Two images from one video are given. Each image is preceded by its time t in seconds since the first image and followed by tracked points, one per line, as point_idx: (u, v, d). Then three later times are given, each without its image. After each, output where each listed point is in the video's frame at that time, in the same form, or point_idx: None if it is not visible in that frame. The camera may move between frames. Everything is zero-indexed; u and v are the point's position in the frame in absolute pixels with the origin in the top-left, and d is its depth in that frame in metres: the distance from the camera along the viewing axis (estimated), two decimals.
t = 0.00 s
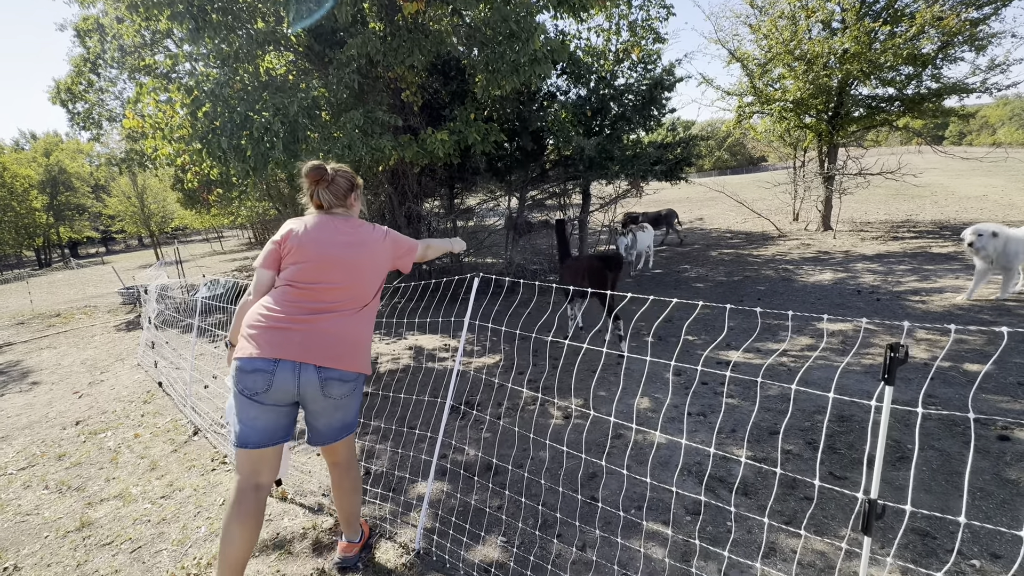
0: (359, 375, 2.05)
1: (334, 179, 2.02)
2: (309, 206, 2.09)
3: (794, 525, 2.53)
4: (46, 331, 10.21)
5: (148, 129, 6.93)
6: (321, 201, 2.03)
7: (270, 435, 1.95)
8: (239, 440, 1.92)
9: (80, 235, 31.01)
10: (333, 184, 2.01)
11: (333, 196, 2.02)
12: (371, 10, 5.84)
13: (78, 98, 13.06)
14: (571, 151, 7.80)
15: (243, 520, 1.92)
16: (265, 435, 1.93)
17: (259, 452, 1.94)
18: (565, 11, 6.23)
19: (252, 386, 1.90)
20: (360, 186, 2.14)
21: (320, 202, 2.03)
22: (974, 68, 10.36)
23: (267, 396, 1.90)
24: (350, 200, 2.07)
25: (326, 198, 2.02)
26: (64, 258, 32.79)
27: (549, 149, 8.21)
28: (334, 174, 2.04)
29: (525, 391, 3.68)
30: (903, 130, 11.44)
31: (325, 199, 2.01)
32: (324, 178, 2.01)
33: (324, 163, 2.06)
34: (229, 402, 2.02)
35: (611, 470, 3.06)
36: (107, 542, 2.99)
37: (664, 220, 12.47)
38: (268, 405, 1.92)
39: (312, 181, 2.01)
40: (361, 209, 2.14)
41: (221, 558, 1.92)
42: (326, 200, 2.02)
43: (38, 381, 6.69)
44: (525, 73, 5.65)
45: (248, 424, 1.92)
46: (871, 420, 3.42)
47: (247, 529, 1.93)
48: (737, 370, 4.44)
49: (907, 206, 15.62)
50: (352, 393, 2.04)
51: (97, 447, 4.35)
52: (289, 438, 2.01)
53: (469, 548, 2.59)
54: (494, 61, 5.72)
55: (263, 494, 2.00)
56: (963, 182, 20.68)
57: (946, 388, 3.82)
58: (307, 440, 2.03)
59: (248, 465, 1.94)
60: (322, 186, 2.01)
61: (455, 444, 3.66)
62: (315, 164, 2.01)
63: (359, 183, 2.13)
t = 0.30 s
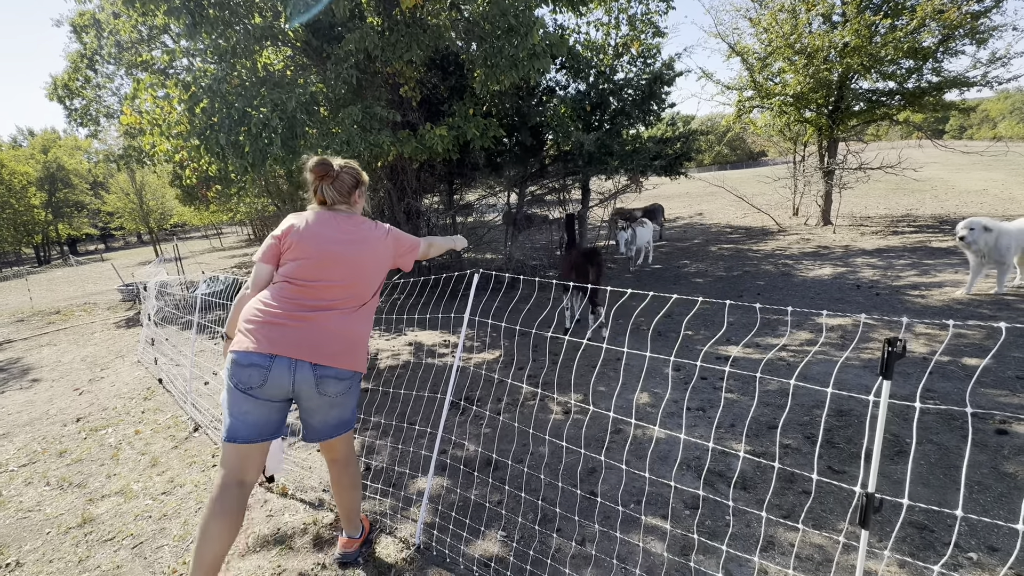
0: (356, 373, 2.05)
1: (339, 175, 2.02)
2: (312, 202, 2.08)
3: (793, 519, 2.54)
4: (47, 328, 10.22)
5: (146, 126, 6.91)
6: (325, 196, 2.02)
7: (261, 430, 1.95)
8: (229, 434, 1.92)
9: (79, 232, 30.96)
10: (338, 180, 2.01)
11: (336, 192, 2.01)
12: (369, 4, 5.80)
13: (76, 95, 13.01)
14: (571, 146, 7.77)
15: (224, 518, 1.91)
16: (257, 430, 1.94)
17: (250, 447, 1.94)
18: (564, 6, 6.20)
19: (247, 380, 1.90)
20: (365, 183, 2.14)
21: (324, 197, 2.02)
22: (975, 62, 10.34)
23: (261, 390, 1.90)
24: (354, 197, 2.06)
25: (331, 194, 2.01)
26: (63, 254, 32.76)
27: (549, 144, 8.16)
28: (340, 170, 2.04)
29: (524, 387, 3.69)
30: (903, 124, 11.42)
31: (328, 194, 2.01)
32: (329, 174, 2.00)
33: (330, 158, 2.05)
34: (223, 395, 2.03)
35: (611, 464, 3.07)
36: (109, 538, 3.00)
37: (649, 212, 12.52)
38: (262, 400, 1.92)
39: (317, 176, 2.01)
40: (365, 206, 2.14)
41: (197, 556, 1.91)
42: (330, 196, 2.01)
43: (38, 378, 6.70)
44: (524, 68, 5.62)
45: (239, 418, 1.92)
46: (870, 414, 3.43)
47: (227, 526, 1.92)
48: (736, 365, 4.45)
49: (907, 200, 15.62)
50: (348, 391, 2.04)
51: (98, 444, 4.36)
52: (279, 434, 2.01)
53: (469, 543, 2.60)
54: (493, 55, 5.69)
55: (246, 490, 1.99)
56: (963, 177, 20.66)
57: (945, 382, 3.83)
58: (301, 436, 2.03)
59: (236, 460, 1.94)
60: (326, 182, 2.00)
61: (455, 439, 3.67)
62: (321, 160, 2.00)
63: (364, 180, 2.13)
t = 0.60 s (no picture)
0: (351, 371, 2.05)
1: (328, 164, 1.97)
2: (299, 192, 2.03)
3: (792, 513, 2.55)
4: (47, 324, 10.23)
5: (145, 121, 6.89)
6: (313, 186, 1.97)
7: (260, 431, 1.96)
8: (230, 435, 1.94)
9: (78, 228, 30.92)
10: (327, 170, 1.96)
11: (324, 182, 1.96)
12: None
13: (74, 90, 12.97)
14: (570, 141, 7.74)
15: (235, 513, 1.95)
16: (255, 432, 1.94)
17: (250, 447, 1.96)
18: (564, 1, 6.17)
19: (241, 384, 1.91)
20: (355, 174, 2.09)
21: (312, 187, 1.97)
22: (977, 55, 10.28)
23: (256, 394, 1.91)
24: (343, 187, 2.01)
25: (319, 184, 1.96)
26: (63, 250, 32.78)
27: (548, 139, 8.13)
28: (329, 158, 1.99)
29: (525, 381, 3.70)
30: (904, 118, 11.38)
31: (316, 184, 1.95)
32: (318, 163, 1.96)
33: (319, 146, 2.00)
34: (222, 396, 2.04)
35: (610, 459, 3.09)
36: (111, 532, 3.02)
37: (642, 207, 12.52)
38: (258, 403, 1.92)
39: (305, 165, 1.96)
40: (354, 197, 2.09)
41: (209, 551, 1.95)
42: (318, 185, 1.96)
43: (39, 374, 6.71)
44: (523, 62, 5.59)
45: (237, 420, 1.93)
46: (869, 408, 3.44)
47: (238, 521, 1.96)
48: (735, 360, 4.45)
49: (908, 195, 15.60)
50: (344, 389, 2.05)
51: (99, 439, 4.38)
52: (280, 434, 2.02)
53: (469, 537, 2.62)
54: (492, 49, 5.67)
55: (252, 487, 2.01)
56: (964, 171, 20.61)
57: (944, 376, 3.84)
58: (300, 435, 2.04)
59: (238, 459, 1.96)
60: (315, 171, 1.95)
61: (455, 434, 3.68)
62: (309, 148, 1.95)
63: (354, 169, 2.08)
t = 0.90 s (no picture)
0: (342, 372, 2.01)
1: (291, 150, 1.88)
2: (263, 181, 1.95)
3: (793, 509, 2.55)
4: (52, 319, 10.29)
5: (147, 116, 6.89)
6: (276, 173, 1.89)
7: (267, 432, 1.99)
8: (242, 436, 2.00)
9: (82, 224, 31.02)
10: (290, 156, 1.87)
11: (287, 170, 1.88)
12: None
13: (76, 85, 12.98)
14: (573, 136, 7.71)
15: (261, 503, 2.05)
16: (262, 433, 1.98)
17: (259, 445, 2.01)
18: None
19: (236, 393, 1.95)
20: (322, 160, 2.01)
21: (275, 174, 1.89)
22: (984, 49, 10.19)
23: (252, 402, 1.93)
24: (309, 174, 1.93)
25: (281, 171, 1.88)
26: (67, 246, 32.90)
27: (550, 134, 8.13)
28: (293, 144, 1.90)
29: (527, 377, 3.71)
30: (910, 113, 11.29)
31: (279, 172, 1.87)
32: (281, 148, 1.87)
33: (283, 129, 1.91)
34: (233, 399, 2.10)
35: (612, 454, 3.09)
36: (117, 525, 3.04)
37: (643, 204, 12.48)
38: (257, 410, 1.95)
39: (266, 150, 1.87)
40: (321, 185, 2.00)
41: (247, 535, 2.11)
42: (280, 173, 1.87)
43: (44, 369, 6.75)
44: (526, 57, 5.56)
45: (244, 424, 1.99)
46: (871, 405, 3.43)
47: (265, 510, 2.06)
48: (737, 356, 4.44)
49: (913, 191, 15.50)
50: (338, 389, 2.01)
51: (104, 433, 4.41)
52: (287, 432, 2.05)
53: (471, 531, 2.63)
54: (495, 44, 5.66)
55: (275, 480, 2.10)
56: (969, 167, 20.47)
57: (947, 373, 3.82)
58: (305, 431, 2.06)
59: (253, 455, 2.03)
60: (277, 157, 1.86)
61: (456, 430, 3.69)
62: (270, 131, 1.86)
63: (321, 157, 2.00)
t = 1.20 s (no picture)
0: (308, 384, 1.94)
1: (226, 145, 1.76)
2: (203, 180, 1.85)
3: (799, 507, 2.53)
4: (61, 313, 10.38)
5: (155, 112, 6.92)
6: (213, 171, 1.78)
7: (253, 434, 1.99)
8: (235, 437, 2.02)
9: (91, 219, 31.28)
10: (225, 150, 1.76)
11: (224, 166, 1.76)
12: None
13: (85, 81, 13.07)
14: (579, 132, 7.66)
15: (260, 502, 2.07)
16: (248, 435, 1.99)
17: (247, 446, 2.02)
18: None
19: (213, 400, 1.97)
20: (264, 153, 1.89)
21: (211, 171, 1.78)
22: (998, 43, 10.03)
23: (231, 409, 1.95)
24: (250, 169, 1.81)
25: (217, 169, 1.77)
26: (76, 241, 33.22)
27: (556, 130, 7.96)
28: (230, 138, 1.79)
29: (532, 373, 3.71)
30: (921, 108, 11.15)
31: (216, 171, 1.76)
32: (215, 144, 1.75)
33: (216, 122, 1.79)
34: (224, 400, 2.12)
35: (617, 450, 3.08)
36: (125, 517, 3.07)
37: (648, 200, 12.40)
38: (239, 414, 1.96)
39: (199, 146, 1.75)
40: (266, 180, 1.89)
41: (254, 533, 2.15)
42: (215, 170, 1.77)
43: (54, 362, 6.82)
44: (532, 52, 5.53)
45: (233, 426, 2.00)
46: (879, 403, 3.40)
47: (264, 509, 2.09)
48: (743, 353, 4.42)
49: (923, 187, 15.32)
50: (308, 398, 1.96)
51: (113, 426, 4.44)
52: (271, 433, 2.02)
53: (475, 526, 2.63)
54: (501, 39, 5.62)
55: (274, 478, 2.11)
56: (981, 163, 20.19)
57: (957, 371, 3.78)
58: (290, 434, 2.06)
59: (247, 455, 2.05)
60: (211, 154, 1.75)
61: (461, 425, 3.70)
62: (198, 127, 1.72)
63: (263, 149, 1.88)
